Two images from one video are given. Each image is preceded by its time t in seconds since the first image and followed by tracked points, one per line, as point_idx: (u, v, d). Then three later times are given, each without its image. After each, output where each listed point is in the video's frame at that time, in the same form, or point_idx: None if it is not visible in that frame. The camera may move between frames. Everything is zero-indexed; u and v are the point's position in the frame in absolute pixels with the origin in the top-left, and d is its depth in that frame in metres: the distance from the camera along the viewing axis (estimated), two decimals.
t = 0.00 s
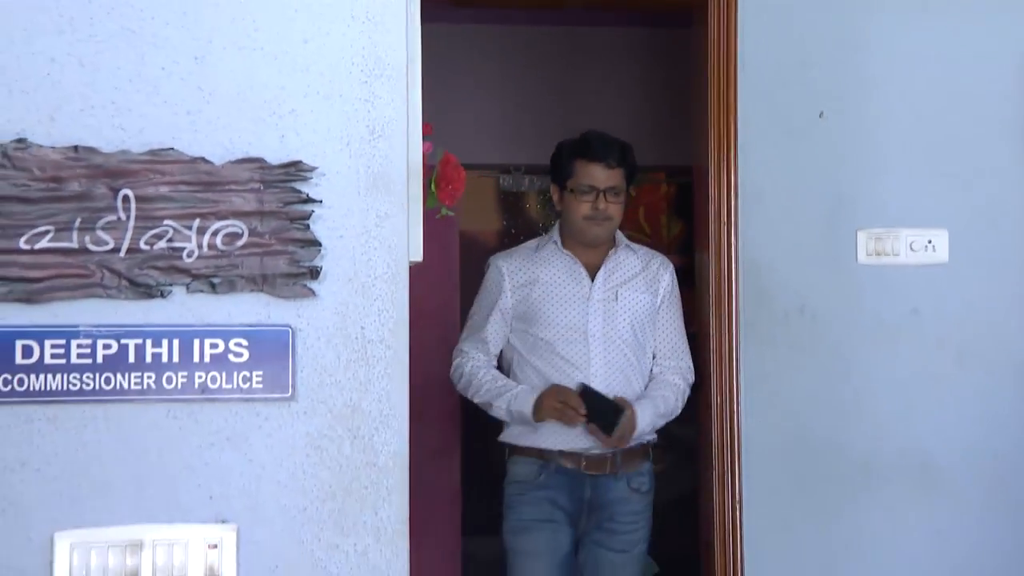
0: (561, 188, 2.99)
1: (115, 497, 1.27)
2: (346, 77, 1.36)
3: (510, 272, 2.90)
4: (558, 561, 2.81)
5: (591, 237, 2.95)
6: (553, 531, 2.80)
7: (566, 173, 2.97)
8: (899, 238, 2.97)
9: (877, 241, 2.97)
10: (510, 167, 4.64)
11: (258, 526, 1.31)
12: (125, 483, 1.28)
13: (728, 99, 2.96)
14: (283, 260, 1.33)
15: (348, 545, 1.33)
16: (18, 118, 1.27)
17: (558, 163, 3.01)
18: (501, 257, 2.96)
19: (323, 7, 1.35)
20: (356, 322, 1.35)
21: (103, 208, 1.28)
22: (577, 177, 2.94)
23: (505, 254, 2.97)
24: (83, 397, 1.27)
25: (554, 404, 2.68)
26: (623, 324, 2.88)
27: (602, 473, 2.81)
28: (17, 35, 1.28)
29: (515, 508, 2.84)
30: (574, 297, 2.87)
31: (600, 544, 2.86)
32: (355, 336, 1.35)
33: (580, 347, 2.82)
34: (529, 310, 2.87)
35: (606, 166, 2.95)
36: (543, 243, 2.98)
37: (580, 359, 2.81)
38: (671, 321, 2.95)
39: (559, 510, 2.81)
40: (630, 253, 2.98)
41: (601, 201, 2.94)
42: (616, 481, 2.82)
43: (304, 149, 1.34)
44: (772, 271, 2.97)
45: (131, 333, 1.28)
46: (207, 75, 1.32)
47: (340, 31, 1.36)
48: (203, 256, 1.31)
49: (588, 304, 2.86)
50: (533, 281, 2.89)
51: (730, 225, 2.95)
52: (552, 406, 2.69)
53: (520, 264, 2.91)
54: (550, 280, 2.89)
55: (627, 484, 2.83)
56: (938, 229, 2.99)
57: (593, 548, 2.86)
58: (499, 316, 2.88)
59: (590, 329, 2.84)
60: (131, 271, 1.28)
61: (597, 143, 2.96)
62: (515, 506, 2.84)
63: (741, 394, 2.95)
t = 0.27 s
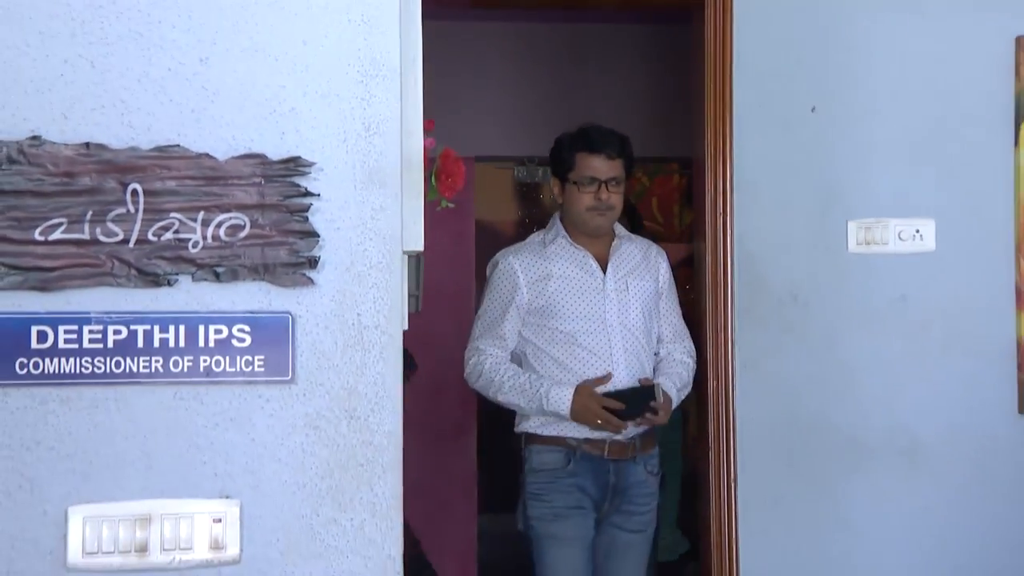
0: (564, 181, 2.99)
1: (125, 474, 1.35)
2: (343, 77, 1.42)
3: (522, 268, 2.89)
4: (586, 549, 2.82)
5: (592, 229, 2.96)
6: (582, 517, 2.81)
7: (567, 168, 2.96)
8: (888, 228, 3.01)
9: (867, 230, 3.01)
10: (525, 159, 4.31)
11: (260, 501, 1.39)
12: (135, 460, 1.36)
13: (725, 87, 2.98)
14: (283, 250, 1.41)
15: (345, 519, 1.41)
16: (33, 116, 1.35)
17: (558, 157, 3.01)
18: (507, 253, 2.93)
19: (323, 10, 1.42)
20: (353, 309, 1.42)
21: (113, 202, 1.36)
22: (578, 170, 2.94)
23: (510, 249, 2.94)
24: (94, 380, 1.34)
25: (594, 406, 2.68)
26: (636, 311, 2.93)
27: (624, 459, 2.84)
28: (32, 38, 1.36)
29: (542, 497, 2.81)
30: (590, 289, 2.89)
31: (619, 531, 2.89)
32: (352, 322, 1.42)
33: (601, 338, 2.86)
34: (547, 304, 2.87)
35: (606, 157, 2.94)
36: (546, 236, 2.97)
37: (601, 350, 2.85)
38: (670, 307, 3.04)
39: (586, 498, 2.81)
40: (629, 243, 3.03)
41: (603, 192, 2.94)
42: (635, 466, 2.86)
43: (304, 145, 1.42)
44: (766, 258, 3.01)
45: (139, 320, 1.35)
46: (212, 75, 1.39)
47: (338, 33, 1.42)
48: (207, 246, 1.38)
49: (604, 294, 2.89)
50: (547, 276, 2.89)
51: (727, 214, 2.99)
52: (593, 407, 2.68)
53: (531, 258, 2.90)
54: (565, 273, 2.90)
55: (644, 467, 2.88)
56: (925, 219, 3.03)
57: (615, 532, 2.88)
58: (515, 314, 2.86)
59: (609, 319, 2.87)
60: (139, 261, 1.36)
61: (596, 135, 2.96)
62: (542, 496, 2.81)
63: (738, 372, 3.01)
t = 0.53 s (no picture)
0: (551, 173, 3.14)
1: (119, 462, 1.41)
2: (328, 81, 1.48)
3: (519, 260, 2.97)
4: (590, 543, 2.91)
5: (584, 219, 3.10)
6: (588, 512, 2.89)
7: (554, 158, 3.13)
8: (870, 225, 3.11)
9: (849, 227, 3.11)
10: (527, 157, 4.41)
11: (248, 488, 1.45)
12: (128, 450, 1.42)
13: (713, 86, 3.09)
14: (271, 248, 1.46)
15: (330, 506, 1.47)
16: (30, 119, 1.41)
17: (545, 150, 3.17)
18: (503, 247, 3.01)
19: (309, 17, 1.47)
20: (337, 304, 1.48)
21: (107, 201, 1.42)
22: (565, 160, 3.11)
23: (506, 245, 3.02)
24: (89, 372, 1.40)
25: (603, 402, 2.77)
26: (631, 300, 3.03)
27: (627, 450, 2.93)
28: (29, 44, 1.41)
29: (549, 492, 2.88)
30: (587, 279, 2.99)
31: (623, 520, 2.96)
32: (336, 317, 1.48)
33: (599, 326, 2.94)
34: (546, 295, 2.95)
35: (591, 146, 3.12)
36: (541, 231, 3.06)
37: (600, 337, 2.93)
38: (661, 295, 3.14)
39: (593, 491, 2.89)
40: (618, 234, 3.13)
41: (591, 179, 3.11)
42: (637, 456, 2.94)
43: (291, 146, 1.47)
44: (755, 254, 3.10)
45: (131, 315, 1.41)
46: (202, 80, 1.45)
47: (323, 39, 1.48)
48: (197, 244, 1.44)
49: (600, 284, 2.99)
50: (544, 268, 2.97)
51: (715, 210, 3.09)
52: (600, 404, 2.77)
53: (528, 250, 2.99)
54: (562, 265, 2.99)
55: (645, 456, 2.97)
56: (907, 216, 3.12)
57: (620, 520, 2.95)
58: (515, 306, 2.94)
59: (606, 307, 2.97)
60: (132, 258, 1.42)
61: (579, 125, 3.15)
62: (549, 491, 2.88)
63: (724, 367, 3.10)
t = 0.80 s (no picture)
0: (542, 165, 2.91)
1: (108, 451, 1.47)
2: (310, 83, 1.53)
3: (511, 253, 2.75)
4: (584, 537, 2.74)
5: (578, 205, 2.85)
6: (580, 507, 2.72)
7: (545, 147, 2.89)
8: (851, 220, 3.08)
9: (832, 223, 3.08)
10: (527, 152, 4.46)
11: (234, 476, 1.50)
12: (117, 439, 1.47)
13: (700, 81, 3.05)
14: (255, 244, 1.51)
15: (313, 493, 1.52)
16: (22, 120, 1.46)
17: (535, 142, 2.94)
18: (491, 242, 2.79)
19: (292, 21, 1.52)
20: (320, 299, 1.53)
21: (96, 199, 1.46)
22: (557, 149, 2.87)
23: (494, 240, 2.79)
24: (79, 363, 1.46)
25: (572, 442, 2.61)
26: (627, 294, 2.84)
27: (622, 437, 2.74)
28: (21, 47, 1.47)
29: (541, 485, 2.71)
30: (581, 271, 2.77)
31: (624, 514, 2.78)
32: (318, 311, 1.53)
33: (599, 318, 2.75)
34: (542, 289, 2.74)
35: (581, 134, 2.88)
36: (530, 226, 2.82)
37: (601, 329, 2.74)
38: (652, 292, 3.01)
39: (586, 483, 2.72)
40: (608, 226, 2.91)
41: (585, 169, 2.87)
42: (632, 442, 2.76)
43: (274, 146, 1.52)
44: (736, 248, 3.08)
45: (120, 309, 1.46)
46: (188, 82, 1.50)
47: (305, 42, 1.53)
48: (184, 241, 1.49)
49: (596, 275, 2.79)
50: (537, 260, 2.76)
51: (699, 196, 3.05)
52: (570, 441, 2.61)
53: (519, 243, 2.77)
54: (554, 257, 2.77)
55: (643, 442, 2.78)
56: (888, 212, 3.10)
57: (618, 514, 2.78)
58: (509, 301, 2.71)
59: (604, 299, 2.77)
60: (120, 254, 1.47)
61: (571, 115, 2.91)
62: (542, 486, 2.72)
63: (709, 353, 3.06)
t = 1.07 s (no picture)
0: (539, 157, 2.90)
1: (95, 439, 1.53)
2: (290, 86, 1.59)
3: (495, 243, 2.73)
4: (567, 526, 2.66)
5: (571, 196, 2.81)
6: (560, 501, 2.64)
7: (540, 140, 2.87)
8: (825, 216, 3.07)
9: (806, 219, 3.06)
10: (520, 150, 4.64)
11: (216, 463, 1.56)
12: (104, 427, 1.53)
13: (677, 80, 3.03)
14: (237, 240, 1.57)
15: (292, 479, 1.58)
16: (12, 121, 1.52)
17: (533, 132, 2.91)
18: (479, 232, 2.78)
19: (273, 26, 1.58)
20: (299, 293, 1.59)
21: (83, 197, 1.52)
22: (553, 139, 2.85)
23: (483, 230, 2.78)
24: (68, 355, 1.52)
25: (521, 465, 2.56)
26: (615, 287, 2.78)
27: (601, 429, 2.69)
28: (12, 50, 1.53)
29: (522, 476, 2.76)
30: (566, 264, 2.74)
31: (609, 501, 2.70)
32: (298, 305, 1.59)
33: (580, 312, 2.70)
34: (524, 279, 2.71)
35: (581, 123, 2.89)
36: (519, 218, 2.81)
37: (582, 322, 2.70)
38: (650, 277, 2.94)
39: (569, 475, 2.65)
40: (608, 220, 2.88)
41: (581, 159, 2.86)
42: (615, 432, 2.70)
43: (255, 147, 1.58)
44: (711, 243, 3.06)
45: (107, 302, 1.53)
46: (172, 84, 1.55)
47: (285, 47, 1.58)
48: (168, 237, 1.55)
49: (579, 269, 2.74)
50: (522, 252, 2.73)
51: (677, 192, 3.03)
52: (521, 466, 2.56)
53: (506, 232, 2.76)
54: (540, 249, 2.75)
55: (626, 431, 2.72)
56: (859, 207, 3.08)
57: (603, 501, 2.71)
58: (492, 290, 2.69)
59: (588, 293, 2.73)
60: (107, 250, 1.53)
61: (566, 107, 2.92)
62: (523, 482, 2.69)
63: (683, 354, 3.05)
